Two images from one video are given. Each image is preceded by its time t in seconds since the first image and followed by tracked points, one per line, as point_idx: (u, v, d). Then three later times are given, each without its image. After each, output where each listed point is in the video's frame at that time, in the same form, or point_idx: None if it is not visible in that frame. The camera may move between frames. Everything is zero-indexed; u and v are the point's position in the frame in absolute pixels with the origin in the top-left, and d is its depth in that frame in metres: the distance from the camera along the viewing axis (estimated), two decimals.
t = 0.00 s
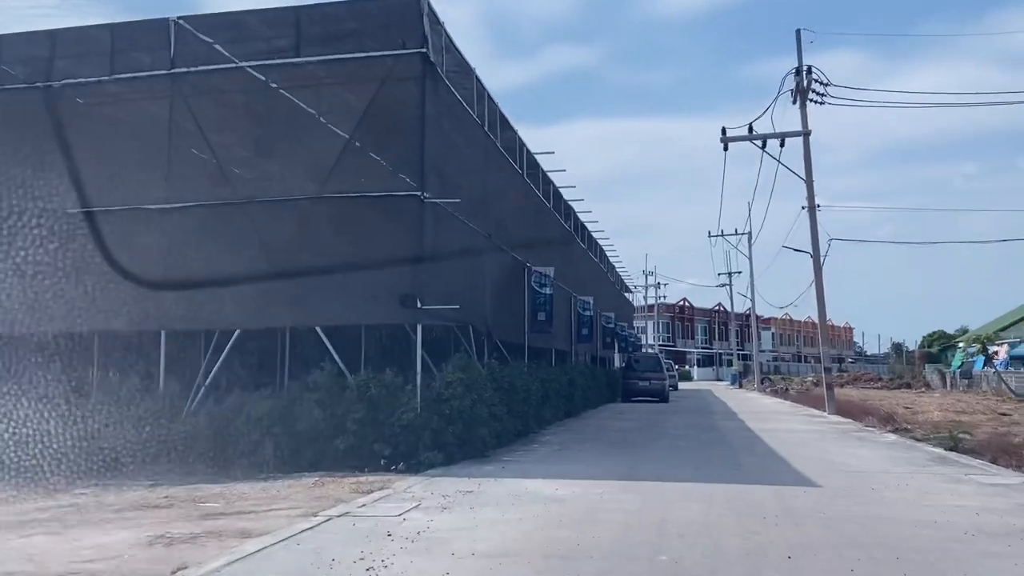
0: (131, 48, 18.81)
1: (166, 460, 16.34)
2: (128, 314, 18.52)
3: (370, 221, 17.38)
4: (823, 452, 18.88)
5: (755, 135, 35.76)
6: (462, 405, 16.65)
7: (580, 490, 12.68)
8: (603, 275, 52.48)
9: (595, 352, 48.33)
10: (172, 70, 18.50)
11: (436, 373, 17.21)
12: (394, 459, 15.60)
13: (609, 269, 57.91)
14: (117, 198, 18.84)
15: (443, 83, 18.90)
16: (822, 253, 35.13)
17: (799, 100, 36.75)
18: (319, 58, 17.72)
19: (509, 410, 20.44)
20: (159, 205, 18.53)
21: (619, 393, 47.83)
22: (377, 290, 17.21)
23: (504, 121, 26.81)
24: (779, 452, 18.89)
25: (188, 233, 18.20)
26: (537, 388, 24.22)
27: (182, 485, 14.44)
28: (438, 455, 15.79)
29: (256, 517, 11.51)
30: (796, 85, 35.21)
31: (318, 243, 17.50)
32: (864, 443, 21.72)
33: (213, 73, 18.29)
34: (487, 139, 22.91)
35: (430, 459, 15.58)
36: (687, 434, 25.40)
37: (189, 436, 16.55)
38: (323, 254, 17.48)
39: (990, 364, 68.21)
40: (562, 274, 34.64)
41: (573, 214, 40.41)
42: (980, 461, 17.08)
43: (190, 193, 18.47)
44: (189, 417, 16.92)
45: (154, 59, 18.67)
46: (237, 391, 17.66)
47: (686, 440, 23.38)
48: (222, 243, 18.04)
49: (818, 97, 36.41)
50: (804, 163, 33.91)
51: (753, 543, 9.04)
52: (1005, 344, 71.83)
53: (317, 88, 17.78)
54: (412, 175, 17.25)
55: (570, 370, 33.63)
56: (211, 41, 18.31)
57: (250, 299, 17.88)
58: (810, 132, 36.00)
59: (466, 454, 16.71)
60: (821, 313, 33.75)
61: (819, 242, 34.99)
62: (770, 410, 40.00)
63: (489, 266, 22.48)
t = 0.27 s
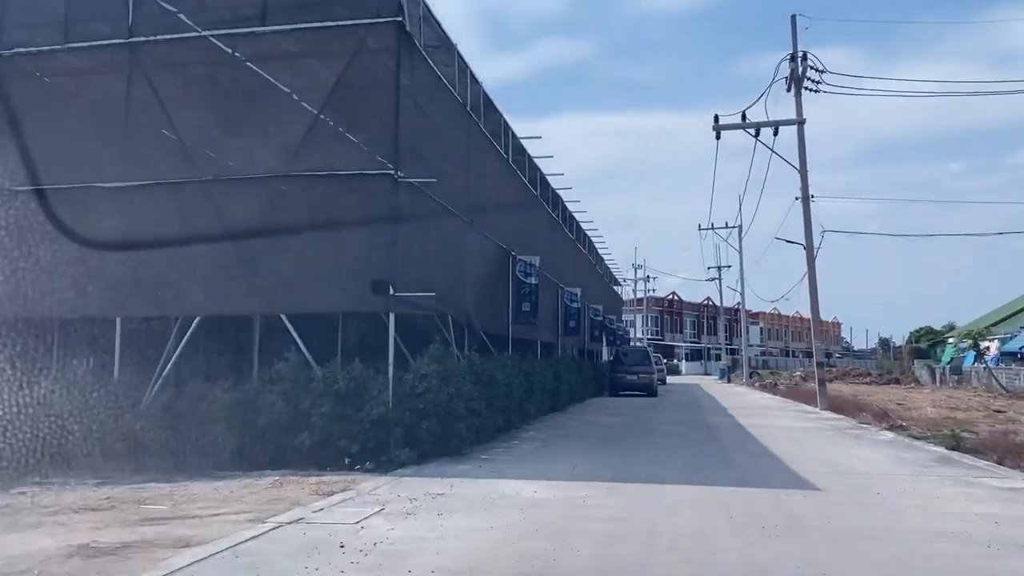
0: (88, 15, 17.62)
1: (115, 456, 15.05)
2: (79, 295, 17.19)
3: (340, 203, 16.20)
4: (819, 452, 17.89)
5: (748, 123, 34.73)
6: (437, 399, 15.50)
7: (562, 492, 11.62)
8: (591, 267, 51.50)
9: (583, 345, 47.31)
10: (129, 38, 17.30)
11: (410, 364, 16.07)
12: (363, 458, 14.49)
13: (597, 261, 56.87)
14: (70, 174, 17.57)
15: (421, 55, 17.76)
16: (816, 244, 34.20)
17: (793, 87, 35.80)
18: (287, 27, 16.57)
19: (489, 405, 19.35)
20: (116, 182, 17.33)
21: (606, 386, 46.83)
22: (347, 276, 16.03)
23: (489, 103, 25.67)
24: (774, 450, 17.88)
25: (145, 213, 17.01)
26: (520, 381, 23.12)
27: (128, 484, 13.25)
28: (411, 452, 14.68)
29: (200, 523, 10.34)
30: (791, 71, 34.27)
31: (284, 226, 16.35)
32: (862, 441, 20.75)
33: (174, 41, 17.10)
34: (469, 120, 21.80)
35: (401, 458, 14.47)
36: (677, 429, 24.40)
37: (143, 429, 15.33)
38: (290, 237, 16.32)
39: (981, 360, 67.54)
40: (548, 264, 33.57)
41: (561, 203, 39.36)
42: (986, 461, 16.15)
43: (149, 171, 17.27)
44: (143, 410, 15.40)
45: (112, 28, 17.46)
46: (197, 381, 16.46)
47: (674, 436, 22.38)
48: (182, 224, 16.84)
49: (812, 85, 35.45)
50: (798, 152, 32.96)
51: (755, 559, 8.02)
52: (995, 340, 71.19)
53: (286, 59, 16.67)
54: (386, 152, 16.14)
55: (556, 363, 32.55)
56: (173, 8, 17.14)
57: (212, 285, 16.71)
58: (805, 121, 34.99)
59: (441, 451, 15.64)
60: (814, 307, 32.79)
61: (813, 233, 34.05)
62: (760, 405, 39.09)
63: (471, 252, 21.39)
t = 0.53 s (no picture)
0: None
1: (68, 458, 13.98)
2: (42, 283, 16.27)
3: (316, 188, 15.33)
4: (821, 453, 17.04)
5: (746, 113, 33.85)
6: (417, 395, 14.65)
7: (547, 497, 10.80)
8: (585, 261, 50.67)
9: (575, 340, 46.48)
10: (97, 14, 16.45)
11: (390, 358, 15.19)
12: (337, 458, 13.59)
13: (591, 255, 56.05)
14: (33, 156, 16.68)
15: (405, 34, 16.93)
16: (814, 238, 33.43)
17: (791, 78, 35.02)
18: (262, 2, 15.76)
19: (475, 401, 18.49)
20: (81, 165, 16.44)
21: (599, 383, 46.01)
22: (324, 265, 15.15)
23: (478, 88, 24.72)
24: (772, 451, 17.09)
25: (109, 196, 16.06)
26: (509, 377, 22.25)
27: (83, 485, 12.31)
28: (389, 452, 13.80)
29: (151, 529, 9.49)
30: (789, 61, 33.48)
31: (257, 211, 15.42)
32: (862, 442, 19.98)
33: (143, 17, 16.26)
34: (457, 104, 20.96)
35: (378, 458, 13.59)
36: (671, 427, 23.59)
37: (100, 428, 14.27)
38: (263, 223, 15.40)
39: (977, 358, 66.85)
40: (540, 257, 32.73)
41: (554, 195, 38.54)
42: (995, 464, 15.39)
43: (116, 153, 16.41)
44: (108, 402, 14.54)
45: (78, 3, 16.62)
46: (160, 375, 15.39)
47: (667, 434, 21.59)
48: (148, 209, 15.90)
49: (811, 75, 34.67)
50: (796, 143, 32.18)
51: None
52: (992, 338, 70.55)
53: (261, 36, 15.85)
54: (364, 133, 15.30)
55: (547, 357, 31.66)
56: None
57: (179, 272, 15.76)
58: (804, 111, 34.14)
59: (422, 450, 14.77)
60: (812, 301, 31.96)
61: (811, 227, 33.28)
62: (756, 403, 38.29)
63: (457, 242, 20.52)
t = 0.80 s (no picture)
0: None
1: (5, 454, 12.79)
2: None
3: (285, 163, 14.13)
4: (827, 454, 15.95)
5: (746, 100, 32.72)
6: (392, 388, 13.50)
7: (530, 504, 9.70)
8: (579, 253, 49.54)
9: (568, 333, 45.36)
10: None
11: (364, 348, 14.04)
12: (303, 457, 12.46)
13: (585, 247, 54.93)
14: None
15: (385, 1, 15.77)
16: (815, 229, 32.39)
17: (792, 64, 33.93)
18: None
19: (459, 395, 17.35)
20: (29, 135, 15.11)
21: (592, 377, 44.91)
22: (292, 247, 13.95)
23: (467, 67, 23.55)
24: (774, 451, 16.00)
25: (53, 167, 14.69)
26: (496, 370, 21.12)
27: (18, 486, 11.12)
28: (359, 451, 12.68)
29: (79, 539, 8.33)
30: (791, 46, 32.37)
31: (219, 188, 14.24)
32: (868, 441, 18.92)
33: None
34: (443, 80, 19.78)
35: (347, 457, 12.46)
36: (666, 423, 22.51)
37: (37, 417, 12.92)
38: (227, 202, 14.24)
39: (976, 354, 65.99)
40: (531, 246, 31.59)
41: (547, 183, 37.38)
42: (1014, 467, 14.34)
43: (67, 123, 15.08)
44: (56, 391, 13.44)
45: None
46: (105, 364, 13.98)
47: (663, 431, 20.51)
48: (89, 187, 14.55)
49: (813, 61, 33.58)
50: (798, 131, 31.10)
51: None
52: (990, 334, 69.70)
53: None
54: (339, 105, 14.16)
55: (538, 349, 30.53)
56: None
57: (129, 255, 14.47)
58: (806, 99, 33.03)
59: (397, 448, 13.63)
60: (813, 295, 30.89)
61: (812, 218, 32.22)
62: (752, 399, 37.26)
63: (442, 227, 19.38)
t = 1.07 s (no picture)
0: None
1: None
2: None
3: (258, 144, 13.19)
4: (837, 456, 14.98)
5: (750, 87, 31.67)
6: (371, 386, 12.47)
7: (517, 515, 8.72)
8: (577, 246, 48.53)
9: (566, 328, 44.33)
10: None
11: (341, 342, 13.02)
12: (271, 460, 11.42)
13: (584, 241, 53.90)
14: None
15: None
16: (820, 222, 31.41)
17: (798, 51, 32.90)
18: None
19: (446, 393, 16.34)
20: None
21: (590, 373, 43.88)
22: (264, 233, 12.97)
23: (460, 48, 22.50)
24: (781, 453, 15.04)
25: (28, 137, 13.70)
26: (488, 366, 20.11)
27: None
28: (333, 453, 11.65)
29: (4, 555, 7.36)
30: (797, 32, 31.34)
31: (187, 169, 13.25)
32: (878, 443, 17.96)
33: None
34: (433, 60, 18.77)
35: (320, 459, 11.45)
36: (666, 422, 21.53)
37: None
38: (194, 182, 13.28)
39: (980, 351, 64.94)
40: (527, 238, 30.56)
41: (545, 173, 36.35)
42: None
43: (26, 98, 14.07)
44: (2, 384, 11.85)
45: None
46: (59, 353, 12.86)
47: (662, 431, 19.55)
48: (44, 162, 13.50)
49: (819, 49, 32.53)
50: (803, 120, 30.08)
51: None
52: (994, 331, 68.66)
53: None
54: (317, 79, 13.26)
55: (533, 345, 29.45)
56: None
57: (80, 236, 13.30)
58: (812, 87, 32.00)
59: (376, 450, 12.62)
60: (818, 289, 29.87)
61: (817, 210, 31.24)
62: (754, 396, 36.27)
63: (430, 214, 18.34)
